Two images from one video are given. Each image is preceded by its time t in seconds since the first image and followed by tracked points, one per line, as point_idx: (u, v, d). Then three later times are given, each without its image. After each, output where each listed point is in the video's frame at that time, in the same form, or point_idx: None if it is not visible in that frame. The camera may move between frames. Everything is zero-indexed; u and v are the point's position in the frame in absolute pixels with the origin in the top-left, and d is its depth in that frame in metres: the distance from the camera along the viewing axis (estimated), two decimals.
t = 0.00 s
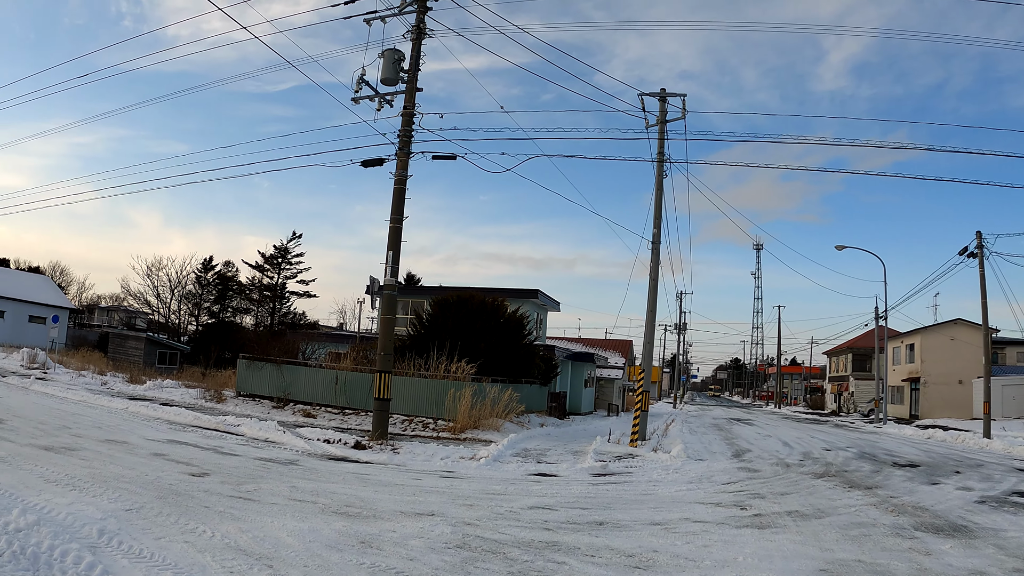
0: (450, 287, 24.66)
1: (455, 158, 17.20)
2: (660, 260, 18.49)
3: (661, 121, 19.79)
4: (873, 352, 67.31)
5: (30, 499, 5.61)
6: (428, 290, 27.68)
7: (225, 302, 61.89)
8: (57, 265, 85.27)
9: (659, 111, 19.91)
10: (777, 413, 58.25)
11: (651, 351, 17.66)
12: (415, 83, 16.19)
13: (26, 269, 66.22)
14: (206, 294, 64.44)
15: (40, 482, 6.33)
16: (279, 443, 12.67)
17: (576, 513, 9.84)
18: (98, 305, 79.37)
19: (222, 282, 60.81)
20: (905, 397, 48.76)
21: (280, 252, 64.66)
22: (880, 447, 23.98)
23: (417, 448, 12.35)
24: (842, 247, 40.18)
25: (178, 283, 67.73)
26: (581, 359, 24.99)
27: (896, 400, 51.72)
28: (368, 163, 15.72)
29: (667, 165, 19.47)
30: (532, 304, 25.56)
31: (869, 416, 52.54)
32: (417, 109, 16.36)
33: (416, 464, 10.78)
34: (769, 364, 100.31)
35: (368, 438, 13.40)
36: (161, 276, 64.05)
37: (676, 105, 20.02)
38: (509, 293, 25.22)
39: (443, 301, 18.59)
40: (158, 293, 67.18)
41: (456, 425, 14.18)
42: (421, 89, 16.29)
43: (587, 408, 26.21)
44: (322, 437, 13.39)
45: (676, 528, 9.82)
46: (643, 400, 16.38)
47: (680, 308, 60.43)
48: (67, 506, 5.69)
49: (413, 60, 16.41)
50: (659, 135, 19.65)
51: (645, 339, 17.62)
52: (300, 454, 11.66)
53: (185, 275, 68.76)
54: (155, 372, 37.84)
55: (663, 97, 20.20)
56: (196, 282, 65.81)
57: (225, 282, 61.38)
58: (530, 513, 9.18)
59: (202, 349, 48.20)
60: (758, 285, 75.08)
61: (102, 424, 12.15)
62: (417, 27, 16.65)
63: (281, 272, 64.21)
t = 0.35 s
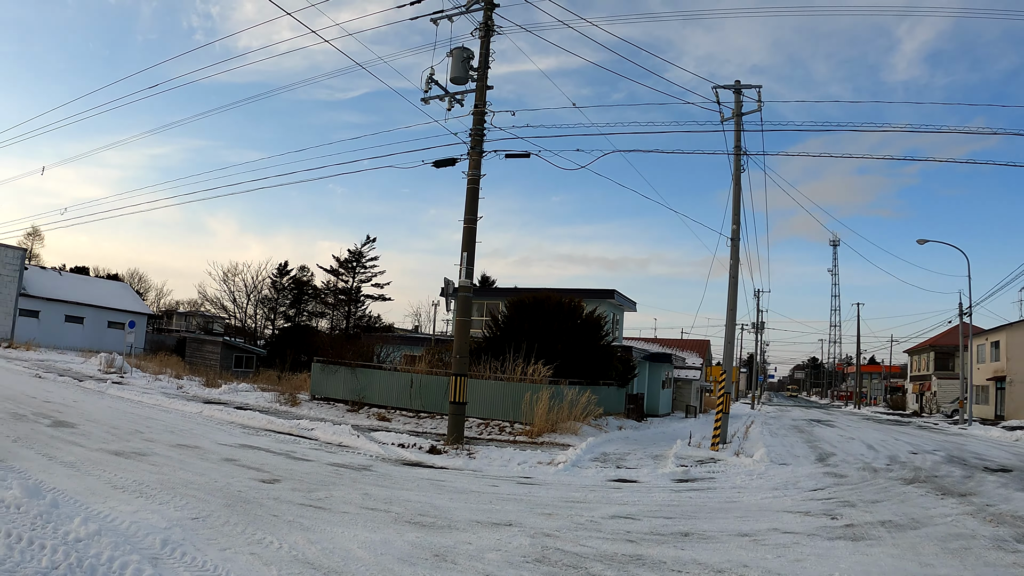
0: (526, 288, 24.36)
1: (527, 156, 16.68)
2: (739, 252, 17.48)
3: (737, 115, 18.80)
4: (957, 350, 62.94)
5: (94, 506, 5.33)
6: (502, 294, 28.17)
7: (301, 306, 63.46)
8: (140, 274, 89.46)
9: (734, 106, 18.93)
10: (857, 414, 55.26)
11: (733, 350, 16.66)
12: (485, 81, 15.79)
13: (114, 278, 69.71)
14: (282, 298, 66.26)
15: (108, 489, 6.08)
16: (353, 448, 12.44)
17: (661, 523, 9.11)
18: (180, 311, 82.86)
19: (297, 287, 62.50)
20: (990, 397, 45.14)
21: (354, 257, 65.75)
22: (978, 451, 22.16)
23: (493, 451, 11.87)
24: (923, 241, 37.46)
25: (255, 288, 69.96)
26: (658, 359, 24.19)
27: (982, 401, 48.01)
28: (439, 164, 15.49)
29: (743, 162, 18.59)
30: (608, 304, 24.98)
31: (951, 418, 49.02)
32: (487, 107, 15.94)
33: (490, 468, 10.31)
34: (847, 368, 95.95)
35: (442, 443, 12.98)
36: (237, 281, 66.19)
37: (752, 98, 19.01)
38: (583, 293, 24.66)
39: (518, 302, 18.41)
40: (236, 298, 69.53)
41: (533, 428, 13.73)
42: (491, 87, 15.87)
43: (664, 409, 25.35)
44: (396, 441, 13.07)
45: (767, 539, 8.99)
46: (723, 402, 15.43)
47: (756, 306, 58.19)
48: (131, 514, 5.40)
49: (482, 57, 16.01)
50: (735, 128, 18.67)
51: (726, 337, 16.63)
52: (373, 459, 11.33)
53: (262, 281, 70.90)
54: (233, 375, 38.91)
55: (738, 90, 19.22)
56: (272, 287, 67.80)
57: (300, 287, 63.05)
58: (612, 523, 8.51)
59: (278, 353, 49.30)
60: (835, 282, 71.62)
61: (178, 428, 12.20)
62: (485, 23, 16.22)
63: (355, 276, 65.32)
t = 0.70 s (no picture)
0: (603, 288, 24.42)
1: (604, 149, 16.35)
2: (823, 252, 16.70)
3: (817, 102, 17.77)
4: None
5: (163, 508, 5.18)
6: (583, 290, 28.67)
7: (379, 307, 64.46)
8: (219, 279, 92.96)
9: (814, 92, 17.96)
10: (947, 412, 51.98)
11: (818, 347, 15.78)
12: (559, 73, 15.46)
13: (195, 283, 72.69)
14: (359, 300, 67.72)
15: (180, 490, 5.96)
16: (430, 448, 12.27)
17: (751, 528, 8.46)
18: (257, 314, 85.63)
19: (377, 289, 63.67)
20: None
21: (432, 258, 66.22)
22: None
23: (572, 453, 11.45)
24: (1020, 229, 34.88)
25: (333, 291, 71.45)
26: (739, 357, 23.30)
27: None
28: (514, 160, 15.65)
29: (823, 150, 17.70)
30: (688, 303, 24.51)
31: None
32: (561, 100, 15.62)
33: (572, 470, 9.90)
34: (931, 361, 90.64)
35: (522, 443, 12.72)
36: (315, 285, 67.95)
37: (833, 84, 17.95)
38: (662, 290, 24.26)
39: (600, 300, 18.84)
40: (315, 300, 71.35)
41: (615, 427, 13.69)
42: (564, 80, 15.55)
43: (744, 409, 24.41)
44: (475, 442, 12.84)
45: (868, 547, 8.23)
46: (811, 399, 14.56)
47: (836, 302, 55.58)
48: (200, 517, 5.23)
49: (555, 50, 15.66)
50: (815, 115, 17.68)
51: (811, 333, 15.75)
52: (453, 460, 11.14)
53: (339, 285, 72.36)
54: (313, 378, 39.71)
55: (817, 76, 18.18)
56: (348, 289, 69.25)
57: (379, 289, 64.24)
58: (700, 528, 7.94)
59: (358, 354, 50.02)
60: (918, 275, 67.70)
61: (255, 428, 12.28)
62: (556, 14, 15.87)
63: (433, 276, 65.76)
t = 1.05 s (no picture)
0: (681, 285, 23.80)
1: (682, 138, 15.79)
2: (911, 242, 15.63)
3: (898, 85, 16.63)
4: None
5: (233, 517, 5.09)
6: (663, 286, 28.22)
7: (457, 308, 65.10)
8: (298, 284, 96.19)
9: (896, 73, 16.78)
10: None
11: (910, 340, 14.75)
12: (632, 63, 15.00)
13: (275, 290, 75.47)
14: (438, 301, 68.64)
15: (253, 497, 5.89)
16: (510, 451, 12.05)
17: (849, 537, 7.74)
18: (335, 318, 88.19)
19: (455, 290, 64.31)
20: None
21: (510, 258, 66.26)
22: None
23: (657, 455, 10.98)
24: None
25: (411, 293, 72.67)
26: (824, 353, 22.11)
27: None
28: (590, 154, 15.43)
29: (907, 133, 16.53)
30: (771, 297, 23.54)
31: None
32: (636, 90, 15.17)
33: (657, 473, 9.44)
34: None
35: (605, 444, 12.36)
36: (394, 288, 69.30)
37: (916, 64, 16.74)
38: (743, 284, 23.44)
39: (681, 297, 18.27)
40: (393, 302, 72.74)
41: (700, 427, 13.17)
42: (639, 70, 15.08)
43: (830, 407, 23.19)
44: (558, 444, 12.57)
45: (982, 557, 7.37)
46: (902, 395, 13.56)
47: (922, 293, 52.69)
48: (271, 526, 5.11)
49: (627, 39, 15.19)
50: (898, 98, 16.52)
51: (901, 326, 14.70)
52: (535, 463, 10.90)
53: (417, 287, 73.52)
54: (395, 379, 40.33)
55: (897, 58, 16.97)
56: (427, 290, 70.34)
57: (456, 290, 64.90)
58: (795, 537, 7.33)
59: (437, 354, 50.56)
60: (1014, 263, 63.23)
61: (334, 432, 12.37)
62: (627, 2, 15.38)
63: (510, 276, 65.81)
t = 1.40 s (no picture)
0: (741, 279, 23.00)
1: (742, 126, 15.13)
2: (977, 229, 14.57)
3: (959, 65, 15.49)
4: None
5: (285, 522, 5.01)
6: (725, 280, 27.37)
7: (517, 307, 65.09)
8: (356, 286, 98.13)
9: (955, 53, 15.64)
10: None
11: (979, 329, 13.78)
12: (688, 51, 14.45)
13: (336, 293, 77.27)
14: (496, 300, 68.87)
15: (307, 501, 5.80)
16: (573, 451, 11.76)
17: (924, 539, 7.05)
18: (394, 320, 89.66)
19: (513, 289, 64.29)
20: None
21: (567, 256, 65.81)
22: None
23: (723, 453, 10.48)
24: None
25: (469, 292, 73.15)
26: (888, 345, 20.94)
27: None
28: (647, 146, 14.91)
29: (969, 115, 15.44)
30: (835, 290, 22.49)
31: None
32: (691, 78, 14.62)
33: (723, 473, 8.97)
34: None
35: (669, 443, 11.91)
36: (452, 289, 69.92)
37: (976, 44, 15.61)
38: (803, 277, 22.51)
39: (743, 290, 17.54)
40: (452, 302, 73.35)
41: (765, 425, 12.55)
42: (694, 57, 14.51)
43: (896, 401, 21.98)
44: (619, 443, 12.20)
45: None
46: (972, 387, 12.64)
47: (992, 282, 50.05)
48: (323, 532, 4.99)
49: (681, 26, 14.64)
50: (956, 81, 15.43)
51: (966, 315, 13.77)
52: (594, 463, 10.57)
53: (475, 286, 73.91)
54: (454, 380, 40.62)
55: (957, 38, 15.84)
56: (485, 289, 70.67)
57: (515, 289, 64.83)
58: (871, 540, 6.75)
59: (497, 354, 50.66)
60: None
61: (390, 433, 12.38)
62: None
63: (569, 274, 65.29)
